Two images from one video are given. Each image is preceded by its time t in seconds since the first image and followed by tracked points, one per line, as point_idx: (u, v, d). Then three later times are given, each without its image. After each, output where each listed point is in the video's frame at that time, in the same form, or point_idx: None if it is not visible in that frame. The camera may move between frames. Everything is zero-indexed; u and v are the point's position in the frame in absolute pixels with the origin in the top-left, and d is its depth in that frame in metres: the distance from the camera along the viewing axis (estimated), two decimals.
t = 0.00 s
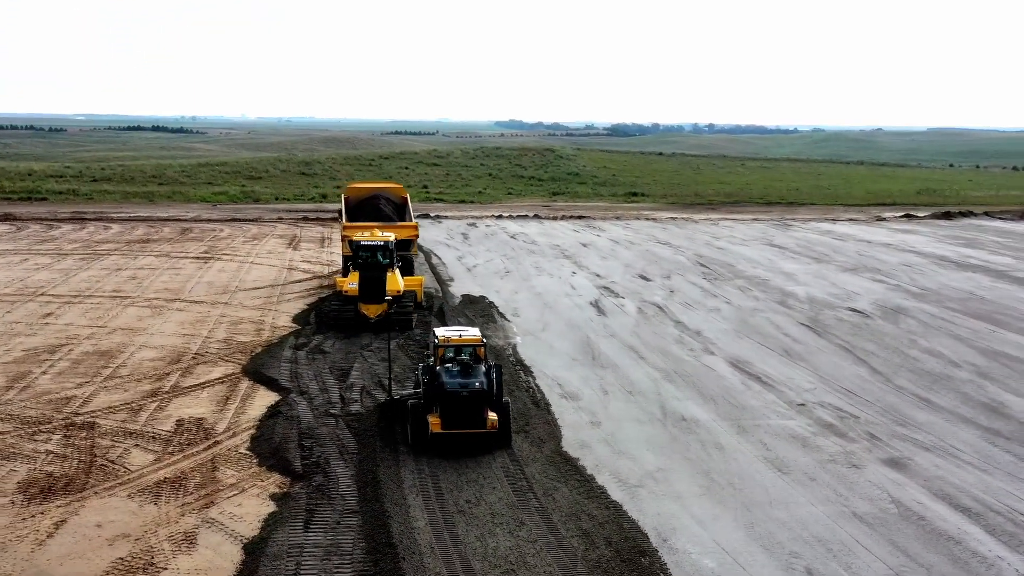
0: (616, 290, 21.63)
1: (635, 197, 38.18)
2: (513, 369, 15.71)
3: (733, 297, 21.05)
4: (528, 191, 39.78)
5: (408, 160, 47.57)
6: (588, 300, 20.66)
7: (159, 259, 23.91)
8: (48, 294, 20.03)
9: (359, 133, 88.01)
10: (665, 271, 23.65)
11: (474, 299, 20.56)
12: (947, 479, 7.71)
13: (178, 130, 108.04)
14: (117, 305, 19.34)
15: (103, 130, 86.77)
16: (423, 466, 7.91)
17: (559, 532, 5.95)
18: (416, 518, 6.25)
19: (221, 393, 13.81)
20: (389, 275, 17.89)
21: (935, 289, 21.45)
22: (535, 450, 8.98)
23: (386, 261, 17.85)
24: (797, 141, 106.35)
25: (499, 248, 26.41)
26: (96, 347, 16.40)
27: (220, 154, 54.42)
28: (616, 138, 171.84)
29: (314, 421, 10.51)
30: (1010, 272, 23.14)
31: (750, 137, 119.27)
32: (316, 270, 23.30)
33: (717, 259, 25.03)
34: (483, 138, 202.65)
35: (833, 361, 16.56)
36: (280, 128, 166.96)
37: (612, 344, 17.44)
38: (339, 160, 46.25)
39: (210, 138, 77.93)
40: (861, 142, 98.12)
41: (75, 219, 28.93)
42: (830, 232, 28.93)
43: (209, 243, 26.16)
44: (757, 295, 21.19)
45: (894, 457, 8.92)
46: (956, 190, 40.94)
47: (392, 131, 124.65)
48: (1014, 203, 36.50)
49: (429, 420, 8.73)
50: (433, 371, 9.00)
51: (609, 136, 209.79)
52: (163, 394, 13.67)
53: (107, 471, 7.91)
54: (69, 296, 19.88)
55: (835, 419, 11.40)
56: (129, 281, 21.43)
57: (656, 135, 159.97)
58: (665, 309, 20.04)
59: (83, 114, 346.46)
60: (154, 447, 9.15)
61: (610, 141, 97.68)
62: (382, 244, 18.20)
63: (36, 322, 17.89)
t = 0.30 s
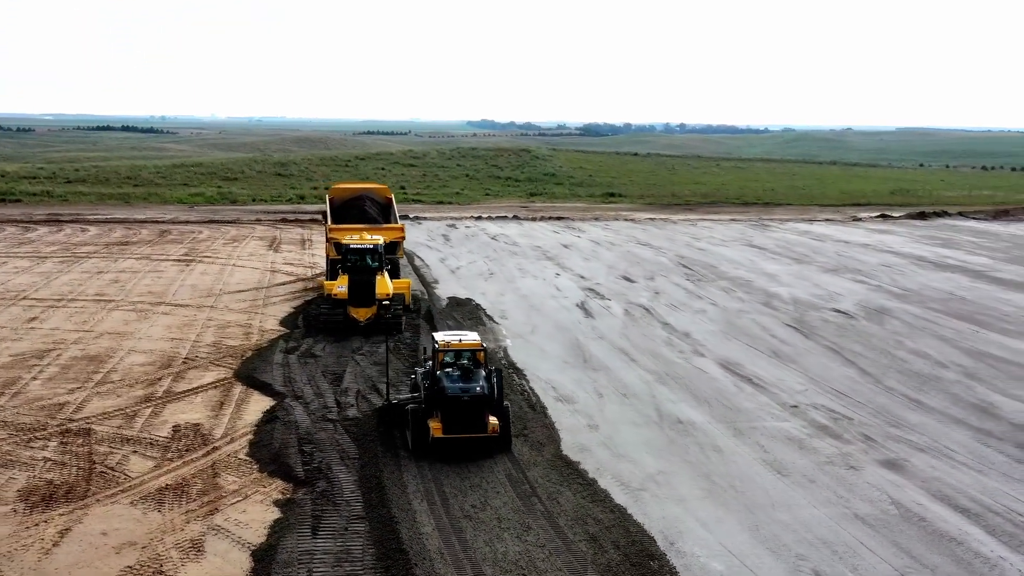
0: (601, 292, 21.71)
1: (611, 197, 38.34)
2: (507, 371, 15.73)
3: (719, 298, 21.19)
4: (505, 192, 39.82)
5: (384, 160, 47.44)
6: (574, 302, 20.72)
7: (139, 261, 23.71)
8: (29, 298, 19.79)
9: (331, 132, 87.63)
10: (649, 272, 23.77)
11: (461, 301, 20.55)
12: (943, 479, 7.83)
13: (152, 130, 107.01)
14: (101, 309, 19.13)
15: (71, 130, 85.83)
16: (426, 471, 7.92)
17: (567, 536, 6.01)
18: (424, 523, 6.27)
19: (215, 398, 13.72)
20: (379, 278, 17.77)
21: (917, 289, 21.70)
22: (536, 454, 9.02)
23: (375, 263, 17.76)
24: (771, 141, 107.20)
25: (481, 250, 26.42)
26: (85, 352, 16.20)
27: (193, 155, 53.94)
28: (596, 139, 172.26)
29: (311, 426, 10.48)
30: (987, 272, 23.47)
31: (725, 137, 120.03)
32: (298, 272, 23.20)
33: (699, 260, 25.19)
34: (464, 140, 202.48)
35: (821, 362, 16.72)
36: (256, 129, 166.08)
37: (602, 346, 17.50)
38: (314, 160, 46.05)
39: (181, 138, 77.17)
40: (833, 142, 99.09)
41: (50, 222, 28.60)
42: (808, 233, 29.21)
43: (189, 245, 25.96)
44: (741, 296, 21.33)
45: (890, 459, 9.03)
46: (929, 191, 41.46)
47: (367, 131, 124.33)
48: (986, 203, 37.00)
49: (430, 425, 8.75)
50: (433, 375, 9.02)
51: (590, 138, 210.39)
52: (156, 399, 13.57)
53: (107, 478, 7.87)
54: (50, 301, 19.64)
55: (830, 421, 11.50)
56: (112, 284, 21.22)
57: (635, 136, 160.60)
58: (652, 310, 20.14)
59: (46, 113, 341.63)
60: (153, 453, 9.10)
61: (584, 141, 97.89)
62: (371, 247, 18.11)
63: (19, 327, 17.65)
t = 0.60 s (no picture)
0: (581, 293, 21.79)
1: (584, 198, 38.53)
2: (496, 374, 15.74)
3: (699, 300, 21.34)
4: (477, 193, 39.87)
5: (355, 159, 47.24)
6: (555, 304, 20.78)
7: (114, 265, 23.43)
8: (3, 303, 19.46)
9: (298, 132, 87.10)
10: (628, 274, 23.90)
11: (443, 304, 20.52)
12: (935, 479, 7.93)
13: (115, 128, 105.71)
14: (78, 314, 18.87)
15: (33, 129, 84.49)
16: (423, 475, 7.93)
17: (570, 541, 6.07)
18: (425, 528, 6.30)
19: (204, 403, 13.62)
20: (363, 281, 17.57)
21: (893, 290, 22.00)
22: (531, 458, 9.06)
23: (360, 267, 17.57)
24: (735, 141, 108.20)
25: (458, 251, 26.41)
26: (67, 357, 15.99)
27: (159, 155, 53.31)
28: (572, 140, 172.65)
29: (303, 431, 10.45)
30: (959, 272, 23.85)
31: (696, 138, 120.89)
32: (276, 275, 23.06)
33: (676, 261, 25.38)
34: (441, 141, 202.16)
35: (805, 363, 16.90)
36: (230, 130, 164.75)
37: (588, 349, 17.57)
38: (285, 161, 45.75)
39: (147, 139, 76.10)
40: (800, 142, 100.18)
41: (19, 225, 28.15)
42: (781, 233, 29.54)
43: (163, 248, 25.68)
44: (720, 298, 21.49)
45: (880, 460, 9.16)
46: (896, 190, 42.04)
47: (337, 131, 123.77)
48: (954, 203, 37.62)
49: (426, 430, 8.76)
50: (429, 380, 9.03)
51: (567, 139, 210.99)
52: (144, 405, 13.45)
53: (102, 485, 7.83)
54: (26, 306, 19.34)
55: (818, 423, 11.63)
56: (88, 288, 20.94)
57: (610, 137, 161.33)
58: (634, 312, 20.25)
59: (17, 113, 336.51)
60: (145, 459, 9.03)
61: (550, 141, 98.21)
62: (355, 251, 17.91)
63: None
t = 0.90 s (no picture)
0: (561, 295, 21.87)
1: (556, 199, 38.70)
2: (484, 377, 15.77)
3: (678, 301, 21.49)
4: (449, 194, 39.91)
5: (324, 160, 47.04)
6: (536, 306, 20.84)
7: (88, 268, 23.13)
8: None
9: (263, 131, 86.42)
10: (607, 275, 24.02)
11: (425, 306, 20.49)
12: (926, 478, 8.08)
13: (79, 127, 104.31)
14: (56, 318, 18.61)
15: None
16: (420, 480, 7.95)
17: (572, 545, 6.15)
18: (427, 534, 6.34)
19: (192, 408, 13.52)
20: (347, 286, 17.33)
21: (869, 290, 22.32)
22: (526, 462, 9.10)
23: (343, 271, 17.40)
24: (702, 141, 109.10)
25: (434, 253, 26.39)
26: (49, 363, 15.78)
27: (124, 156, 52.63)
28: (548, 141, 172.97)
29: (295, 436, 10.41)
30: (932, 272, 24.23)
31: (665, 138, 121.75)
32: (254, 278, 22.90)
33: (653, 262, 25.56)
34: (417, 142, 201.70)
35: (789, 364, 17.08)
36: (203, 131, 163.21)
37: (573, 351, 17.65)
38: (254, 162, 45.44)
39: (109, 139, 75.03)
40: (765, 142, 101.31)
41: None
42: (753, 234, 29.87)
43: (136, 251, 25.40)
44: (699, 299, 21.65)
45: (871, 461, 9.30)
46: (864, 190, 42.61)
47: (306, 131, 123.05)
48: (922, 203, 38.25)
49: (422, 435, 8.76)
50: (424, 385, 9.03)
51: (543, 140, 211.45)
52: (131, 411, 13.33)
53: (97, 492, 7.77)
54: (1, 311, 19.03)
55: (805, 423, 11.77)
56: (64, 292, 20.69)
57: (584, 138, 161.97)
58: (615, 314, 20.36)
59: None
60: (138, 466, 8.95)
61: (518, 141, 98.41)
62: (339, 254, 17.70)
63: None
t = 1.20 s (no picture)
0: (546, 297, 21.92)
1: (534, 199, 38.81)
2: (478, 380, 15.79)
3: (662, 303, 21.57)
4: (427, 194, 39.91)
5: (299, 160, 46.86)
6: (522, 309, 20.87)
7: (68, 271, 22.91)
8: None
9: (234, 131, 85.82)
10: (590, 277, 24.11)
11: (413, 309, 20.45)
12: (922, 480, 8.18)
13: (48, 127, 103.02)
14: (39, 323, 18.42)
15: None
16: (423, 485, 7.98)
17: (579, 549, 6.21)
18: (433, 539, 6.39)
19: (185, 414, 13.44)
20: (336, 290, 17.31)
21: (850, 291, 22.55)
22: (526, 465, 9.14)
23: (332, 274, 17.33)
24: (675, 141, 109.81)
25: (415, 255, 26.35)
26: (38, 369, 15.63)
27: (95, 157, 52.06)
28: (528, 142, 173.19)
29: (292, 441, 10.38)
30: (912, 273, 24.52)
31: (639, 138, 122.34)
32: (236, 281, 22.78)
33: (635, 263, 25.69)
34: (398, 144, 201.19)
35: (779, 365, 17.22)
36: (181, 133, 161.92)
37: (563, 353, 17.70)
38: (229, 163, 45.19)
39: (77, 140, 74.05)
40: (736, 142, 102.22)
41: None
42: (731, 234, 30.11)
43: (115, 254, 25.16)
44: (684, 300, 21.77)
45: (867, 463, 9.40)
46: (838, 190, 43.07)
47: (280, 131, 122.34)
48: (896, 203, 38.74)
49: (423, 439, 8.78)
50: (425, 389, 9.03)
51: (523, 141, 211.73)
52: (125, 417, 13.24)
53: (97, 500, 7.74)
54: None
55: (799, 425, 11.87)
56: (46, 296, 20.47)
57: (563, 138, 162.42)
58: (601, 316, 20.43)
59: None
60: (137, 472, 8.91)
61: (491, 141, 98.43)
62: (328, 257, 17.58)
63: None
